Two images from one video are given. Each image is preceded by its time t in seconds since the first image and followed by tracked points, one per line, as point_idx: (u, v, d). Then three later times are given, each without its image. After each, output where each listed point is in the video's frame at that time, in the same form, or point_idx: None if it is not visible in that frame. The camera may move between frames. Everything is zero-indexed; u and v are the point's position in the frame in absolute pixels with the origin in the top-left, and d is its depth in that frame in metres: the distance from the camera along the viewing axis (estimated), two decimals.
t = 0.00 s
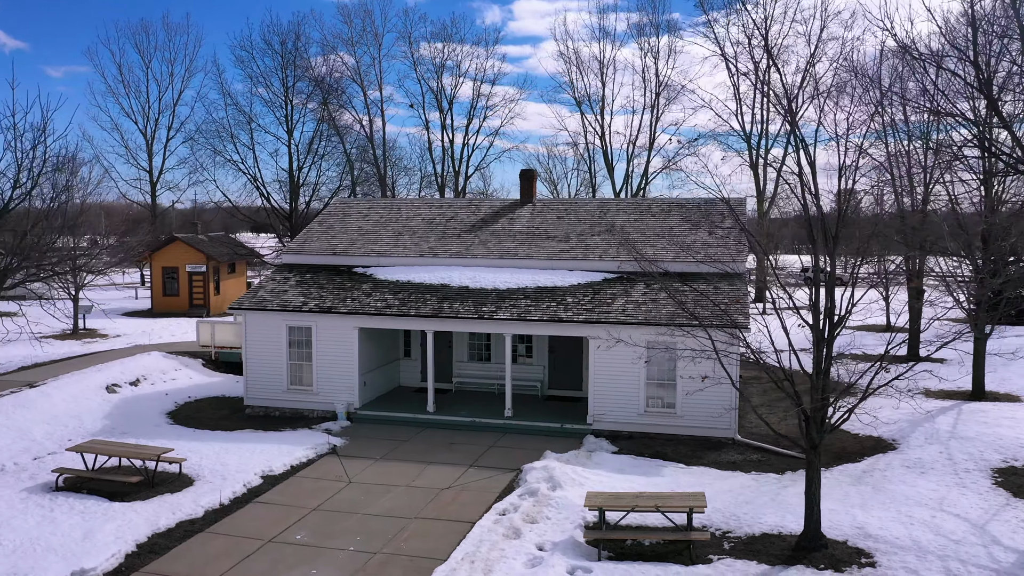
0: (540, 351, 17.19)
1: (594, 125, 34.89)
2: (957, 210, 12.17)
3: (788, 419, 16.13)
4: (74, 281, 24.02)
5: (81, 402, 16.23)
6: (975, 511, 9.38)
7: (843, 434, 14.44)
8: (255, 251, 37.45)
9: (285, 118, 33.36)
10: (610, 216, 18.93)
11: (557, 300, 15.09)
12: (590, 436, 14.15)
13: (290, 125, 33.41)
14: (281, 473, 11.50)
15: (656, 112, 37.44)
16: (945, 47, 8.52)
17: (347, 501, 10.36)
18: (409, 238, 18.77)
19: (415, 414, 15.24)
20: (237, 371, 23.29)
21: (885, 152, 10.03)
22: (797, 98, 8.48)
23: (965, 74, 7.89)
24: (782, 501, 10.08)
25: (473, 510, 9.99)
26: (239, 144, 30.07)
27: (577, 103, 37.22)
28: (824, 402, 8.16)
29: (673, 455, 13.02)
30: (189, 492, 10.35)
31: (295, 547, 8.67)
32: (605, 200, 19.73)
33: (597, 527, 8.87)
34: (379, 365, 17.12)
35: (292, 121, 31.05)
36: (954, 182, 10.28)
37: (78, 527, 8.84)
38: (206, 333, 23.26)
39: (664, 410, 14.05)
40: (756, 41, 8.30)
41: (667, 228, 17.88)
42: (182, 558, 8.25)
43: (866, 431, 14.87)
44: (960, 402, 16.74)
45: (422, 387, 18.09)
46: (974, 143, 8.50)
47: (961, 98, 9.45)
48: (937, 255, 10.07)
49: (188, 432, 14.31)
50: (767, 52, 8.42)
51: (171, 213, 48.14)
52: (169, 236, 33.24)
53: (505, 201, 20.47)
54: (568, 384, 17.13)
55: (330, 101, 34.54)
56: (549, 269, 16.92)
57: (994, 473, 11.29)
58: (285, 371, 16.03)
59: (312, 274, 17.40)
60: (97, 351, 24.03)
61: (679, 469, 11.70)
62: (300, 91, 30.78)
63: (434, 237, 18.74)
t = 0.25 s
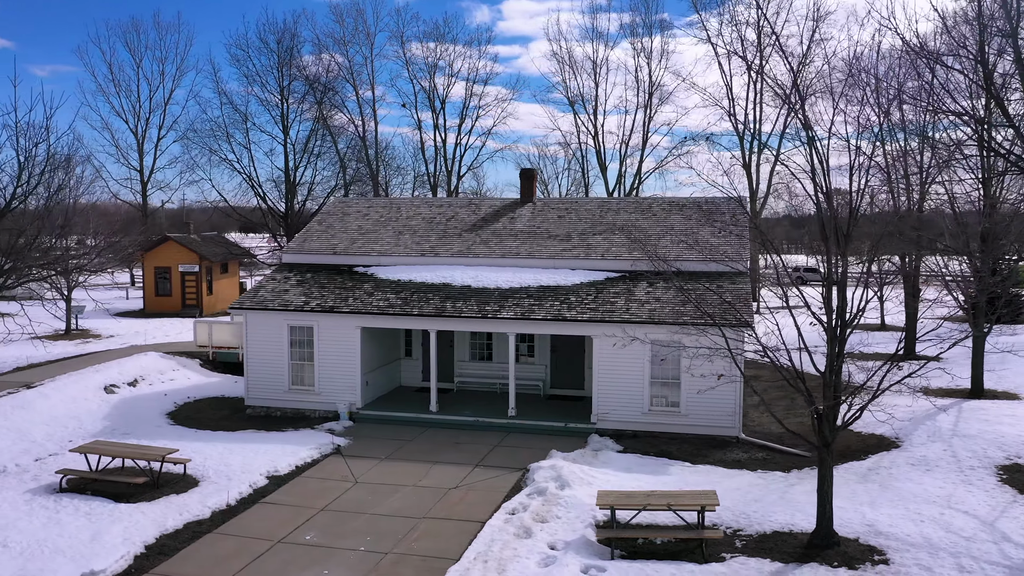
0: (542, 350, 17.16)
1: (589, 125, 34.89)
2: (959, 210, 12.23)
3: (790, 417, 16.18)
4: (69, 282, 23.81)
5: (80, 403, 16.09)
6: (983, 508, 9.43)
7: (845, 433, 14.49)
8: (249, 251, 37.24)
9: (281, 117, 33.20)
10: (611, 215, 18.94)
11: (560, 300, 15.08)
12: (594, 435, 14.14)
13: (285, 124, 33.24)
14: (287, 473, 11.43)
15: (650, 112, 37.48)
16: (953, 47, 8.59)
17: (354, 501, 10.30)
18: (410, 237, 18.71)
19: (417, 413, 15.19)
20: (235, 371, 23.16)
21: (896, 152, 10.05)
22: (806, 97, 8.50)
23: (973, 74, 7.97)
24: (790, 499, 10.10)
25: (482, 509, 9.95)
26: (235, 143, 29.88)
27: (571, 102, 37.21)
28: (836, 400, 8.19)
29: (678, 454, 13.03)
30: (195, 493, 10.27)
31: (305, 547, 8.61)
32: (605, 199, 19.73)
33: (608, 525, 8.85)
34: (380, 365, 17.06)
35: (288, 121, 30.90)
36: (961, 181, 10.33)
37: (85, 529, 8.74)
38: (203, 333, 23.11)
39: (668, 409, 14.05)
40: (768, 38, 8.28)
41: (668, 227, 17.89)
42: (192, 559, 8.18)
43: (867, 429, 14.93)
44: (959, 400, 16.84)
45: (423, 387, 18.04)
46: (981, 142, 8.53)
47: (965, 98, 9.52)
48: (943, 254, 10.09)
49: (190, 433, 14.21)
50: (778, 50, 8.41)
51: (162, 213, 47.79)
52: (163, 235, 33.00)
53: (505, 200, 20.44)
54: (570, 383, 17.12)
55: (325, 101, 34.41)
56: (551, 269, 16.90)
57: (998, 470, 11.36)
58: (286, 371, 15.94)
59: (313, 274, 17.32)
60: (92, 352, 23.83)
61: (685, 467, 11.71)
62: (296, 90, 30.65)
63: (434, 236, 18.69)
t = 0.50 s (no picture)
0: (544, 349, 17.15)
1: (585, 124, 34.87)
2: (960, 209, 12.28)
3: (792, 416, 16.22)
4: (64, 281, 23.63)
5: (79, 403, 15.96)
6: (989, 505, 9.46)
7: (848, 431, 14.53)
8: (245, 251, 37.08)
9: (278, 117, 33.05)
10: (612, 214, 18.93)
11: (563, 299, 15.06)
12: (598, 434, 14.13)
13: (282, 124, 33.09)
14: (291, 473, 11.37)
15: (644, 112, 37.50)
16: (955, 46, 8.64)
17: (360, 501, 10.25)
18: (410, 236, 18.66)
19: (419, 413, 15.15)
20: (233, 371, 23.04)
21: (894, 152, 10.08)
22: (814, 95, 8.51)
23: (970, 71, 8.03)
24: (798, 497, 10.11)
25: (490, 509, 9.92)
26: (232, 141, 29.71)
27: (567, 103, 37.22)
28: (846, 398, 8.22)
29: (682, 453, 13.04)
30: (200, 494, 10.19)
31: (314, 547, 8.54)
32: (605, 198, 19.72)
33: (618, 524, 8.84)
34: (381, 365, 17.00)
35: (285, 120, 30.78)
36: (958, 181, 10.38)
37: (90, 530, 8.65)
38: (201, 333, 22.99)
39: (672, 408, 14.05)
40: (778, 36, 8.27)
41: (669, 226, 17.90)
42: (200, 560, 8.11)
43: (869, 428, 14.98)
44: (959, 398, 16.91)
45: (424, 387, 17.99)
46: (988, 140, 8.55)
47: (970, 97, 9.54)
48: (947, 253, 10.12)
49: (191, 433, 14.12)
50: (788, 48, 8.40)
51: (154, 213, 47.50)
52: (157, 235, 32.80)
53: (505, 199, 20.41)
54: (572, 382, 17.11)
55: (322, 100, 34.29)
56: (553, 268, 16.89)
57: (1002, 468, 11.41)
58: (287, 371, 15.86)
59: (314, 273, 17.24)
60: (88, 352, 23.66)
61: (691, 466, 11.72)
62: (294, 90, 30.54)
63: (435, 235, 18.64)
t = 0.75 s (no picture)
0: (546, 348, 17.14)
1: (581, 124, 34.88)
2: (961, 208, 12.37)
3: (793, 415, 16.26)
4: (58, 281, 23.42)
5: (78, 404, 15.83)
6: (997, 502, 9.51)
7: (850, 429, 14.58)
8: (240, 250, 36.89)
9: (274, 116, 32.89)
10: (612, 213, 18.93)
11: (566, 297, 15.06)
12: (602, 433, 14.12)
13: (278, 123, 32.93)
14: (297, 473, 11.30)
15: (638, 111, 37.53)
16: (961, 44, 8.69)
17: (368, 501, 10.20)
18: (411, 236, 18.60)
19: (422, 412, 15.11)
20: (230, 371, 22.90)
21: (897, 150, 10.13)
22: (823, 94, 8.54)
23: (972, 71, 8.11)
24: (806, 495, 10.13)
25: (499, 508, 9.89)
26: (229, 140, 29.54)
27: (562, 102, 37.21)
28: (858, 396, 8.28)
29: (687, 451, 13.05)
30: (206, 494, 10.11)
31: (324, 547, 8.49)
32: (605, 197, 19.73)
33: (629, 523, 8.83)
34: (383, 364, 16.95)
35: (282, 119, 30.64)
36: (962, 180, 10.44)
37: (98, 531, 8.57)
38: (198, 333, 22.85)
39: (676, 406, 14.06)
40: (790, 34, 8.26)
41: (670, 224, 17.91)
42: (210, 562, 8.04)
43: (871, 426, 15.04)
44: (959, 396, 17.00)
45: (425, 386, 17.94)
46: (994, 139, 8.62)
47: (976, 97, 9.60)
48: (953, 251, 10.17)
49: (193, 433, 14.02)
50: (799, 46, 8.40)
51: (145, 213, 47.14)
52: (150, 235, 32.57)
53: (505, 199, 20.38)
54: (574, 381, 17.10)
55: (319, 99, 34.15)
56: (555, 267, 16.87)
57: (1007, 465, 11.47)
58: (289, 371, 15.78)
59: (315, 272, 17.17)
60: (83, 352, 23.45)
61: (697, 464, 11.73)
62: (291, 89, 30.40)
63: (436, 234, 18.59)
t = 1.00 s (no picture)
0: (548, 347, 17.17)
1: (577, 124, 34.90)
2: (963, 207, 12.44)
3: (794, 413, 16.31)
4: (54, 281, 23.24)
5: (77, 404, 15.71)
6: (1003, 499, 9.55)
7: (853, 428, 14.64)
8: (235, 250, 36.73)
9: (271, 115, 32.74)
10: (613, 212, 18.95)
11: (569, 297, 15.04)
12: (606, 432, 14.13)
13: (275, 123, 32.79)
14: (302, 473, 11.24)
15: (633, 111, 37.60)
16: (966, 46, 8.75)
17: (375, 501, 10.16)
18: (412, 235, 18.55)
19: (425, 412, 15.08)
20: (229, 371, 22.78)
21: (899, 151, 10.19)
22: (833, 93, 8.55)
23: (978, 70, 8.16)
24: (813, 493, 10.15)
25: (507, 507, 9.87)
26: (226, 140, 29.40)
27: (559, 102, 37.21)
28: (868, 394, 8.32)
29: (692, 450, 13.06)
30: (212, 495, 10.05)
31: (334, 547, 8.44)
32: (606, 197, 19.73)
33: (638, 521, 8.82)
34: (384, 364, 16.91)
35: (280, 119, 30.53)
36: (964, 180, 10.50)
37: (105, 532, 8.49)
38: (196, 333, 22.74)
39: (679, 405, 14.07)
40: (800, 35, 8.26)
41: (672, 223, 17.92)
42: (220, 563, 7.99)
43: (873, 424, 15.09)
44: (958, 394, 17.10)
45: (427, 386, 17.90)
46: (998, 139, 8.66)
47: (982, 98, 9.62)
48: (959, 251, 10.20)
49: (194, 434, 13.94)
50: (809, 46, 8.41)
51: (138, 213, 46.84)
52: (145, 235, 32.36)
53: (505, 198, 20.38)
54: (575, 380, 17.10)
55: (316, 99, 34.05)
56: (558, 266, 16.85)
57: (1010, 463, 11.54)
58: (290, 371, 15.72)
59: (315, 272, 17.10)
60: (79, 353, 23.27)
61: (703, 463, 11.74)
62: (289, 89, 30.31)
63: (437, 234, 18.54)
